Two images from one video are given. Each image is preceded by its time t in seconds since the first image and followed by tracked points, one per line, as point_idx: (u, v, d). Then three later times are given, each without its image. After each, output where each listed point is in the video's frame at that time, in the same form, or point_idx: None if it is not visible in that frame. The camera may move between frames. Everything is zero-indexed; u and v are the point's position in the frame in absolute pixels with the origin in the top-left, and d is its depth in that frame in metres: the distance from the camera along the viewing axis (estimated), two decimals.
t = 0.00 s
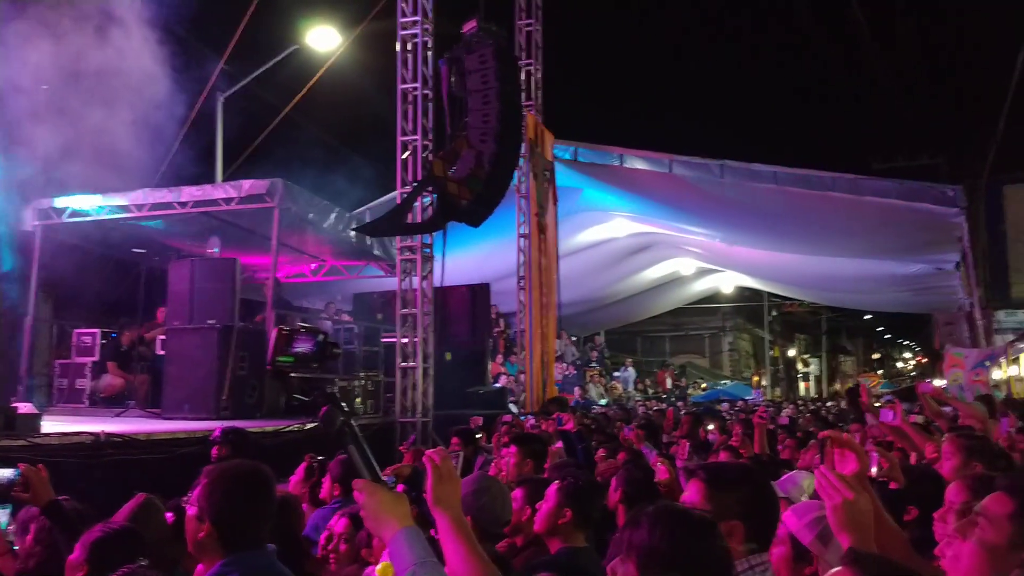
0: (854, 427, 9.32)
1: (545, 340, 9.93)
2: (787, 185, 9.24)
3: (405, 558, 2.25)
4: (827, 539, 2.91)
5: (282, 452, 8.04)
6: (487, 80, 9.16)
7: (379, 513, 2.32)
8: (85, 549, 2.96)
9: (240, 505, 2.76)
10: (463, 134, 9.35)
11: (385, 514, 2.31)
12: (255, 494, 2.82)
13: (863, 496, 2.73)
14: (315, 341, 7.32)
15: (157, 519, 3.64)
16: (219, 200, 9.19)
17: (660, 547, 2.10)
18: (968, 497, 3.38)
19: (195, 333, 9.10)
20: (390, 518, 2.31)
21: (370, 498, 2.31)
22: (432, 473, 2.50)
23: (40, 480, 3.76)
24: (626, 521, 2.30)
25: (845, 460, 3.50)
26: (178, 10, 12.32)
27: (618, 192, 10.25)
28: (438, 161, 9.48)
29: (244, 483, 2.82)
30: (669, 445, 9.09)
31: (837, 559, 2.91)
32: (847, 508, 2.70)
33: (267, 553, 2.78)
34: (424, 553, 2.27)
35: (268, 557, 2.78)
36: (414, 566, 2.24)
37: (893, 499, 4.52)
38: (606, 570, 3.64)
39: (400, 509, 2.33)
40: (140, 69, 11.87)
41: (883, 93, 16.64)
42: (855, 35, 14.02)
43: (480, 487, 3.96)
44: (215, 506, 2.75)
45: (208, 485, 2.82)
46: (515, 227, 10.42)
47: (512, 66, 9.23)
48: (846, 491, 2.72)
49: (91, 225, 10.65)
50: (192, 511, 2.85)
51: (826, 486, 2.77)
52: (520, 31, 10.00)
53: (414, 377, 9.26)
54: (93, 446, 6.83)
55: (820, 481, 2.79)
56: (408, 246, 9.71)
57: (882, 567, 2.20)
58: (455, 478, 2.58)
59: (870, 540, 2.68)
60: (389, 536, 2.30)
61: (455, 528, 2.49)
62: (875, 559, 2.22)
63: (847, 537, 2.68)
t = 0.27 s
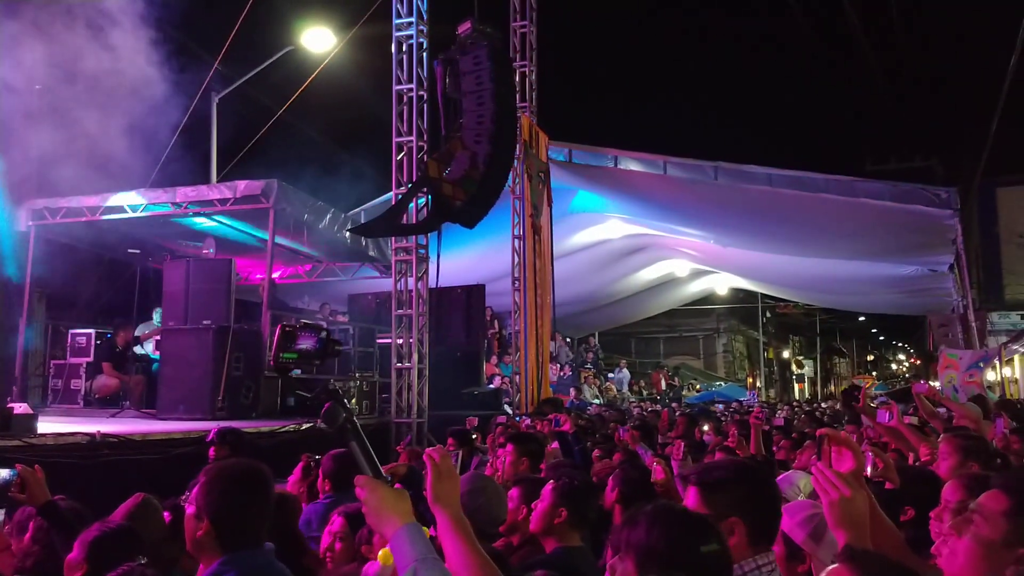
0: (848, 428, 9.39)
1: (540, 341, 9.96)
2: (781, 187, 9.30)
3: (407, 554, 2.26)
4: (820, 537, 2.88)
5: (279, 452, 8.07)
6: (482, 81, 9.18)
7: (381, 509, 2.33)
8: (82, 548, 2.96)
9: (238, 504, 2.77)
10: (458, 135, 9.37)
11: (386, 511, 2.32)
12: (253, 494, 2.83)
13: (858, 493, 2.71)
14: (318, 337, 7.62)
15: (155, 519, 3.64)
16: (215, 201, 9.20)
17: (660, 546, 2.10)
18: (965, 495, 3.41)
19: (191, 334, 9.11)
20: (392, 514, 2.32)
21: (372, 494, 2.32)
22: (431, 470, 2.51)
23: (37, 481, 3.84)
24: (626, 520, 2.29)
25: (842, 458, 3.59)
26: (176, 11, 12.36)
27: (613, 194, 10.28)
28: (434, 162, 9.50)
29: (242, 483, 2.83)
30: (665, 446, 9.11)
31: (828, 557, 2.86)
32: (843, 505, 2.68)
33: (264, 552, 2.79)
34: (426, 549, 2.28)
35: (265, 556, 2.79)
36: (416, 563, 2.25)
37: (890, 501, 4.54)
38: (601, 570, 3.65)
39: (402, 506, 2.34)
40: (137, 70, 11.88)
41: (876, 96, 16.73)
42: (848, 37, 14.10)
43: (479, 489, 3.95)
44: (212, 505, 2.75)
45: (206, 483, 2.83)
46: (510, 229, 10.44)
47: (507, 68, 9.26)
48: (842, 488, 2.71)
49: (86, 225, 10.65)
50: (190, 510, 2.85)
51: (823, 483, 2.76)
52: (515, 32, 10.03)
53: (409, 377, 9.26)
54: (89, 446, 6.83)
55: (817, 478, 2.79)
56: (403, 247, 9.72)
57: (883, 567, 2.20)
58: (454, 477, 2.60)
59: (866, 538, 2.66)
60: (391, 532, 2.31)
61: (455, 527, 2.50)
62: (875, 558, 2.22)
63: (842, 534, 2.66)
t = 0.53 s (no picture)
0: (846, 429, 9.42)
1: (538, 341, 9.98)
2: (780, 188, 9.31)
3: (411, 550, 2.27)
4: (817, 537, 2.90)
5: (279, 452, 8.08)
6: (482, 82, 9.21)
7: (385, 506, 2.34)
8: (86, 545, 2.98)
9: (240, 502, 2.78)
10: (458, 136, 9.40)
11: (392, 507, 2.33)
12: (258, 492, 2.85)
13: (858, 492, 2.74)
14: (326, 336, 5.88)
15: (159, 516, 3.64)
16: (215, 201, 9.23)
17: (664, 543, 2.08)
18: (965, 494, 3.39)
19: (191, 333, 9.14)
20: (397, 512, 2.32)
21: (378, 491, 2.33)
22: (436, 468, 2.51)
23: (40, 478, 3.80)
24: (628, 518, 2.28)
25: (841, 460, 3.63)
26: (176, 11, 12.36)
27: (612, 194, 10.29)
28: (433, 162, 9.52)
29: (247, 481, 2.85)
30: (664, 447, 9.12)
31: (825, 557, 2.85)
32: (842, 502, 2.73)
33: (269, 549, 2.80)
34: (430, 547, 2.28)
35: (270, 553, 2.80)
36: (420, 560, 2.25)
37: (890, 501, 4.54)
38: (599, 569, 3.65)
39: (406, 503, 2.34)
40: (138, 71, 11.93)
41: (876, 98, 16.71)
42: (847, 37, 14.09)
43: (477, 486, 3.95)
44: (216, 503, 2.77)
45: (212, 481, 2.85)
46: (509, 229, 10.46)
47: (507, 68, 9.29)
48: (841, 488, 2.75)
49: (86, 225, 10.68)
50: (195, 507, 2.87)
51: (825, 481, 2.80)
52: (515, 33, 10.06)
53: (408, 378, 9.42)
54: (88, 445, 6.85)
55: (819, 477, 2.83)
56: (403, 247, 9.75)
57: (884, 567, 2.18)
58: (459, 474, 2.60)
59: (865, 535, 2.69)
60: (396, 528, 2.31)
61: (460, 524, 2.50)
62: (876, 557, 2.21)
63: (842, 531, 2.70)
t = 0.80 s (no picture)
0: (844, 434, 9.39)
1: (537, 343, 9.98)
2: (779, 192, 9.33)
3: (405, 552, 2.26)
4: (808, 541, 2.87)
5: (276, 454, 8.07)
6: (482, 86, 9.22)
7: (381, 506, 2.33)
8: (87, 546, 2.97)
9: (237, 504, 2.78)
10: (458, 139, 9.41)
11: (387, 509, 2.32)
12: (256, 493, 2.85)
13: (851, 490, 2.77)
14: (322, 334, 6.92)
15: (158, 519, 3.61)
16: (215, 203, 9.24)
17: (659, 546, 2.06)
18: (961, 499, 3.37)
19: (190, 335, 9.14)
20: (393, 512, 2.32)
21: (372, 494, 2.33)
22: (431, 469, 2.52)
23: (40, 479, 3.76)
24: (621, 521, 2.25)
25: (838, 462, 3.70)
26: (177, 13, 12.40)
27: (612, 198, 10.30)
28: (433, 165, 9.52)
29: (244, 481, 2.85)
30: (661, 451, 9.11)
31: (817, 561, 2.86)
32: (836, 502, 2.75)
33: (265, 550, 2.80)
34: (424, 550, 2.27)
35: (266, 554, 2.79)
36: (414, 562, 2.25)
37: (885, 506, 4.53)
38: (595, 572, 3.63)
39: (402, 505, 2.34)
40: (139, 73, 11.92)
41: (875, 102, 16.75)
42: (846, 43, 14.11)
43: (475, 490, 3.93)
44: (213, 504, 2.77)
45: (210, 481, 2.85)
46: (508, 232, 10.47)
47: (507, 72, 9.30)
48: (834, 486, 2.77)
49: (86, 226, 10.68)
50: (192, 508, 2.86)
51: (819, 481, 2.84)
52: (515, 36, 10.07)
53: (405, 379, 9.50)
54: (87, 447, 6.84)
55: (814, 478, 2.87)
56: (402, 249, 9.75)
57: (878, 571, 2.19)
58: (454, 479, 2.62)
59: (859, 536, 2.72)
60: (391, 530, 2.31)
61: (455, 528, 2.50)
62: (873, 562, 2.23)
63: (837, 532, 2.73)
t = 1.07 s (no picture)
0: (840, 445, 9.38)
1: (533, 351, 9.98)
2: (776, 202, 9.36)
3: (394, 567, 2.26)
4: (798, 552, 2.87)
5: (271, 463, 8.07)
6: (480, 95, 9.26)
7: (368, 523, 2.33)
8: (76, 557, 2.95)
9: (228, 515, 2.76)
10: (455, 147, 9.44)
11: (372, 525, 2.33)
12: (247, 504, 2.83)
13: (839, 499, 2.76)
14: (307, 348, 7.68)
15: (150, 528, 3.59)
16: (212, 211, 9.25)
17: (649, 559, 2.04)
18: (953, 510, 3.36)
19: (185, 343, 9.15)
20: (377, 531, 2.32)
21: (358, 510, 2.33)
22: (421, 482, 2.53)
23: (29, 489, 3.77)
24: (611, 533, 2.24)
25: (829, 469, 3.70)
26: (177, 21, 12.44)
27: (609, 207, 10.33)
28: (431, 173, 9.58)
29: (235, 493, 2.81)
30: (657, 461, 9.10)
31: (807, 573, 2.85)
32: (826, 512, 2.75)
33: (256, 561, 2.78)
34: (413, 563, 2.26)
35: (256, 566, 2.77)
36: None
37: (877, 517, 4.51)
38: None
39: (388, 521, 2.34)
40: (137, 81, 11.96)
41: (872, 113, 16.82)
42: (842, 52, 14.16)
43: (468, 500, 3.94)
44: (205, 515, 2.75)
45: (201, 492, 2.83)
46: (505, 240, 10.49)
47: (505, 81, 9.34)
48: (823, 496, 2.75)
49: (82, 234, 10.69)
50: (184, 519, 2.84)
51: (809, 489, 2.81)
52: (513, 46, 10.11)
53: (403, 388, 9.51)
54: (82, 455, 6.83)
55: (804, 486, 2.84)
56: (399, 257, 9.77)
57: None
58: (441, 491, 2.63)
59: (847, 545, 2.74)
60: (377, 548, 2.31)
61: (446, 543, 2.49)
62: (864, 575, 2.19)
63: (827, 543, 2.74)
